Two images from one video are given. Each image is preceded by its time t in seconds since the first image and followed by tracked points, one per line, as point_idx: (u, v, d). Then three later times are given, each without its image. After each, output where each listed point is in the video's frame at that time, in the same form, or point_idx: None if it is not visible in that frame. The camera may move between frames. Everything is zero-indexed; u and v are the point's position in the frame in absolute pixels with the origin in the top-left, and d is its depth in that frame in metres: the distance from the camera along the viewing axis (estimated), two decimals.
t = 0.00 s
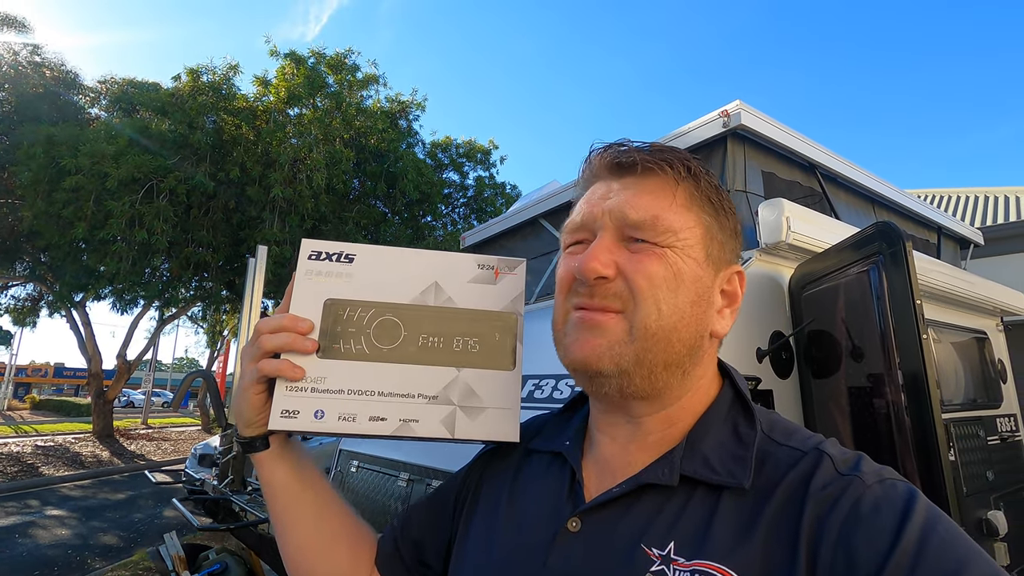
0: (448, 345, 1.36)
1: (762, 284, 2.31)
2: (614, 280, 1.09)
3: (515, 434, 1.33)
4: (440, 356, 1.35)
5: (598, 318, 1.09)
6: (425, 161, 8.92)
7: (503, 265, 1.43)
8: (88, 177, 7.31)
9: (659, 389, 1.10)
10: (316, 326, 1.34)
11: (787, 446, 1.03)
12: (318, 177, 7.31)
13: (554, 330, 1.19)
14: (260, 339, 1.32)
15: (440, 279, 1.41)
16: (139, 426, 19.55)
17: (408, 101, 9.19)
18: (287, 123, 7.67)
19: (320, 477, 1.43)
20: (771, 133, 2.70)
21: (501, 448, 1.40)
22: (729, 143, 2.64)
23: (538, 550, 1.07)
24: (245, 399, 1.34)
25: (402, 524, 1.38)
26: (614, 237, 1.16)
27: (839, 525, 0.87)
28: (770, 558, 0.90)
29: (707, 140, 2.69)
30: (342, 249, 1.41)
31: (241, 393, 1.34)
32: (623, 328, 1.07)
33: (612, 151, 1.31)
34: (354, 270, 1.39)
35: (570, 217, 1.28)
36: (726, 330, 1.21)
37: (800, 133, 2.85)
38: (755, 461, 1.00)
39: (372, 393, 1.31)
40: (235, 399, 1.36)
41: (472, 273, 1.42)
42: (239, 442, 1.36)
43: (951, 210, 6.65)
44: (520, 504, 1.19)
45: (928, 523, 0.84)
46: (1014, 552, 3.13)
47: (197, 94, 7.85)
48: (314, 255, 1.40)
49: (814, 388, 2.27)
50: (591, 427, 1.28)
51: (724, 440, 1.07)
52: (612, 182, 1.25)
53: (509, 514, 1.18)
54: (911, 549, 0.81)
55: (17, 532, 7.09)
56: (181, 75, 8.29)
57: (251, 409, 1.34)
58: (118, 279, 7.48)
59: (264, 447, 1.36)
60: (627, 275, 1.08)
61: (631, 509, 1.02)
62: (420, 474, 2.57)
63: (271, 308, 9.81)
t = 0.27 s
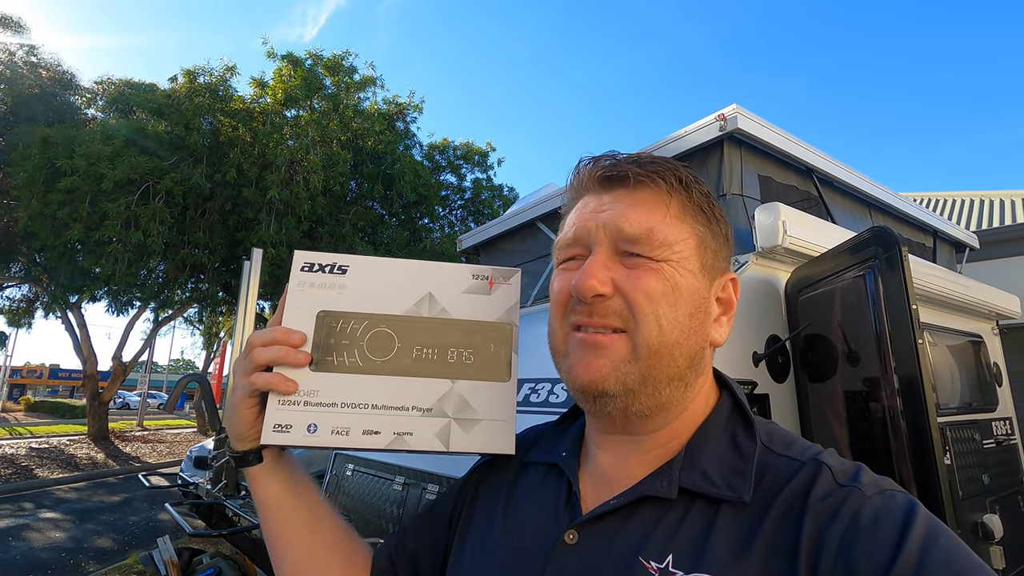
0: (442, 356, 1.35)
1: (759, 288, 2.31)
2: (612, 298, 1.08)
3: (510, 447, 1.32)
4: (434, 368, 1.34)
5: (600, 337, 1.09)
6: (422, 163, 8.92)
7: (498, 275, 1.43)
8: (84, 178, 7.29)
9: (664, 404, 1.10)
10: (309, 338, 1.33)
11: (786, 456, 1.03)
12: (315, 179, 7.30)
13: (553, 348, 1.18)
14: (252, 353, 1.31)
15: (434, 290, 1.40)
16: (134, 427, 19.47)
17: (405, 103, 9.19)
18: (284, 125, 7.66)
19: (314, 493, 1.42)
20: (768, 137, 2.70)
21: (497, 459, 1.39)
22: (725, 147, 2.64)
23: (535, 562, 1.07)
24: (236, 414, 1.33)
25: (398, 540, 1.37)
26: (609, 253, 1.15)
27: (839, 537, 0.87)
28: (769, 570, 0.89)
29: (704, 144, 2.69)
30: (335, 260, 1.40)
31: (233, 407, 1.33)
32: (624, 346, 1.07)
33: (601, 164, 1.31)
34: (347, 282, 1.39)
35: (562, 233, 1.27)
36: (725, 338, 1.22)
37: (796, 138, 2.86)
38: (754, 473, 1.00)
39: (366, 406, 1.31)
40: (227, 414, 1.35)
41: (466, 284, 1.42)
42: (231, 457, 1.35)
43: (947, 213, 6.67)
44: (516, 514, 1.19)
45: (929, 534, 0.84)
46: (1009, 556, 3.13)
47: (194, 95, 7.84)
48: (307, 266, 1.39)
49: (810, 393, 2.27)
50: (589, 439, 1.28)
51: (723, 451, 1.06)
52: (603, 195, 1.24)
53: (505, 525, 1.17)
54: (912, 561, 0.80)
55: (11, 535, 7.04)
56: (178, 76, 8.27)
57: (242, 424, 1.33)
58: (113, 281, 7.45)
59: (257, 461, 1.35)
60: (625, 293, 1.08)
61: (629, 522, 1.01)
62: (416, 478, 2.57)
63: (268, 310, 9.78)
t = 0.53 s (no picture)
0: (437, 370, 1.35)
1: (756, 291, 2.31)
2: (606, 314, 1.08)
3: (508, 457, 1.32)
4: (428, 381, 1.34)
5: (595, 354, 1.08)
6: (420, 164, 8.91)
7: (489, 284, 1.42)
8: (80, 178, 7.27)
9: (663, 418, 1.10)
10: (301, 355, 1.32)
11: (786, 462, 1.02)
12: (312, 180, 7.29)
13: (550, 363, 1.18)
14: (244, 373, 1.30)
15: (426, 302, 1.39)
16: (130, 428, 19.40)
17: (403, 104, 9.18)
18: (282, 126, 7.65)
19: (309, 508, 1.41)
20: (765, 140, 2.70)
21: (495, 469, 1.39)
22: (722, 150, 2.64)
23: (533, 572, 1.06)
24: (229, 434, 1.32)
25: (399, 555, 1.35)
26: (602, 267, 1.14)
27: (840, 543, 0.86)
28: None
29: (701, 147, 2.69)
30: (325, 276, 1.38)
31: (226, 428, 1.32)
32: (620, 363, 1.06)
33: (590, 176, 1.30)
34: (338, 297, 1.37)
35: (554, 247, 1.26)
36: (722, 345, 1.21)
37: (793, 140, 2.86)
38: (754, 480, 0.99)
39: (362, 422, 1.30)
40: (220, 435, 1.34)
41: (459, 295, 1.41)
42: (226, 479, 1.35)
43: (943, 216, 6.69)
44: (514, 523, 1.18)
45: (930, 541, 0.83)
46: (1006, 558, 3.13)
47: (191, 95, 7.82)
48: (296, 282, 1.37)
49: (808, 396, 2.27)
50: (588, 448, 1.28)
51: (722, 458, 1.06)
52: (593, 209, 1.23)
53: (504, 535, 1.16)
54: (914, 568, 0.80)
55: (5, 537, 7.01)
56: (175, 76, 8.26)
57: (236, 444, 1.32)
58: (109, 281, 7.43)
59: (252, 481, 1.34)
60: (619, 309, 1.07)
61: (628, 531, 1.01)
62: (412, 481, 2.56)
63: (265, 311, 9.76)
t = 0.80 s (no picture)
0: (440, 373, 1.34)
1: (754, 293, 2.31)
2: (599, 321, 1.07)
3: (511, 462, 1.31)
4: (431, 385, 1.33)
5: (590, 362, 1.07)
6: (418, 165, 8.90)
7: (494, 287, 1.41)
8: (76, 178, 7.24)
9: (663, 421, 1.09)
10: (303, 357, 1.31)
11: (789, 468, 1.01)
12: (309, 180, 7.27)
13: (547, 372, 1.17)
14: (245, 374, 1.28)
15: (430, 304, 1.38)
16: (126, 429, 19.33)
17: (401, 104, 9.17)
18: (279, 126, 7.63)
19: (311, 513, 1.39)
20: (764, 141, 2.70)
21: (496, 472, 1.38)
22: (720, 151, 2.64)
23: None
24: (229, 437, 1.30)
25: (399, 559, 1.33)
26: (591, 274, 1.14)
27: (844, 548, 0.85)
28: None
29: (699, 148, 2.68)
30: (328, 276, 1.38)
31: (226, 431, 1.30)
32: (616, 368, 1.05)
33: (572, 185, 1.30)
34: (340, 299, 1.36)
35: (543, 260, 1.25)
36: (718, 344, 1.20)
37: (791, 141, 2.86)
38: (755, 484, 0.98)
39: (363, 425, 1.29)
40: (220, 438, 1.33)
41: (463, 297, 1.40)
42: (226, 479, 1.33)
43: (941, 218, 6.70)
44: (515, 526, 1.17)
45: (934, 547, 0.83)
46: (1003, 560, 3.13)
47: (188, 95, 7.80)
48: (299, 283, 1.37)
49: (805, 398, 2.27)
50: (590, 452, 1.27)
51: (725, 464, 1.05)
52: (578, 216, 1.23)
53: (505, 539, 1.15)
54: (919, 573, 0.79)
55: None
56: (172, 76, 8.23)
57: (236, 447, 1.30)
58: (105, 281, 7.40)
59: (253, 482, 1.32)
60: (611, 315, 1.06)
61: (630, 534, 1.00)
62: (408, 483, 2.55)
63: (262, 312, 9.73)
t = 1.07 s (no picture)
0: (442, 377, 1.32)
1: (754, 295, 2.30)
2: (613, 329, 1.05)
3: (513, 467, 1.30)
4: (433, 389, 1.31)
5: (603, 370, 1.06)
6: (416, 165, 8.88)
7: (497, 292, 1.40)
8: (73, 178, 7.22)
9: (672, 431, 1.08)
10: (305, 359, 1.29)
11: (791, 476, 1.00)
12: (307, 180, 7.25)
13: (554, 379, 1.15)
14: (246, 376, 1.27)
15: (432, 308, 1.37)
16: (123, 429, 19.27)
17: (399, 105, 9.15)
18: (277, 126, 7.60)
19: (311, 517, 1.37)
20: (763, 143, 2.69)
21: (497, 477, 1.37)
22: (719, 152, 2.63)
23: None
24: (230, 438, 1.29)
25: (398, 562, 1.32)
26: (603, 281, 1.12)
27: (847, 558, 0.85)
28: None
29: (698, 149, 2.67)
30: (330, 278, 1.35)
31: (226, 432, 1.29)
32: (629, 377, 1.04)
33: (583, 189, 1.27)
34: (343, 301, 1.34)
35: (552, 264, 1.23)
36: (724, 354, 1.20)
37: (790, 143, 2.85)
38: (758, 493, 0.97)
39: (364, 429, 1.27)
40: (220, 439, 1.31)
41: (466, 301, 1.38)
42: (225, 480, 1.31)
43: (938, 219, 6.71)
44: (515, 531, 1.16)
45: (937, 557, 0.82)
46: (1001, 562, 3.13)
47: (185, 94, 7.78)
48: (301, 284, 1.34)
49: (804, 401, 2.26)
50: (591, 458, 1.26)
51: (727, 472, 1.04)
52: (590, 221, 1.21)
53: (504, 544, 1.14)
54: None
55: None
56: (169, 75, 8.21)
57: (236, 449, 1.29)
58: (102, 281, 7.37)
59: (252, 483, 1.30)
60: (625, 323, 1.05)
61: (630, 543, 0.98)
62: (406, 485, 2.53)
63: (259, 312, 9.70)
